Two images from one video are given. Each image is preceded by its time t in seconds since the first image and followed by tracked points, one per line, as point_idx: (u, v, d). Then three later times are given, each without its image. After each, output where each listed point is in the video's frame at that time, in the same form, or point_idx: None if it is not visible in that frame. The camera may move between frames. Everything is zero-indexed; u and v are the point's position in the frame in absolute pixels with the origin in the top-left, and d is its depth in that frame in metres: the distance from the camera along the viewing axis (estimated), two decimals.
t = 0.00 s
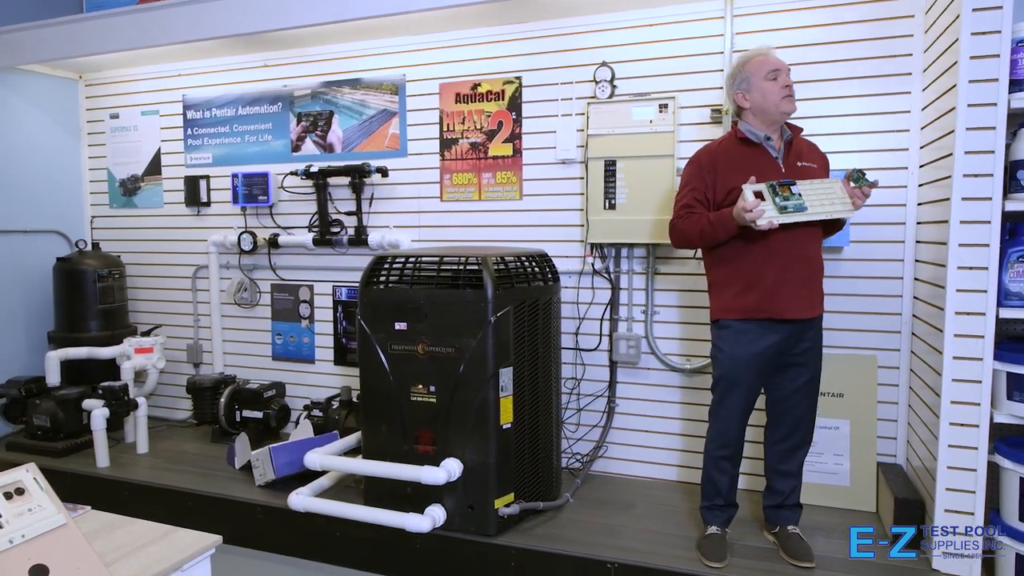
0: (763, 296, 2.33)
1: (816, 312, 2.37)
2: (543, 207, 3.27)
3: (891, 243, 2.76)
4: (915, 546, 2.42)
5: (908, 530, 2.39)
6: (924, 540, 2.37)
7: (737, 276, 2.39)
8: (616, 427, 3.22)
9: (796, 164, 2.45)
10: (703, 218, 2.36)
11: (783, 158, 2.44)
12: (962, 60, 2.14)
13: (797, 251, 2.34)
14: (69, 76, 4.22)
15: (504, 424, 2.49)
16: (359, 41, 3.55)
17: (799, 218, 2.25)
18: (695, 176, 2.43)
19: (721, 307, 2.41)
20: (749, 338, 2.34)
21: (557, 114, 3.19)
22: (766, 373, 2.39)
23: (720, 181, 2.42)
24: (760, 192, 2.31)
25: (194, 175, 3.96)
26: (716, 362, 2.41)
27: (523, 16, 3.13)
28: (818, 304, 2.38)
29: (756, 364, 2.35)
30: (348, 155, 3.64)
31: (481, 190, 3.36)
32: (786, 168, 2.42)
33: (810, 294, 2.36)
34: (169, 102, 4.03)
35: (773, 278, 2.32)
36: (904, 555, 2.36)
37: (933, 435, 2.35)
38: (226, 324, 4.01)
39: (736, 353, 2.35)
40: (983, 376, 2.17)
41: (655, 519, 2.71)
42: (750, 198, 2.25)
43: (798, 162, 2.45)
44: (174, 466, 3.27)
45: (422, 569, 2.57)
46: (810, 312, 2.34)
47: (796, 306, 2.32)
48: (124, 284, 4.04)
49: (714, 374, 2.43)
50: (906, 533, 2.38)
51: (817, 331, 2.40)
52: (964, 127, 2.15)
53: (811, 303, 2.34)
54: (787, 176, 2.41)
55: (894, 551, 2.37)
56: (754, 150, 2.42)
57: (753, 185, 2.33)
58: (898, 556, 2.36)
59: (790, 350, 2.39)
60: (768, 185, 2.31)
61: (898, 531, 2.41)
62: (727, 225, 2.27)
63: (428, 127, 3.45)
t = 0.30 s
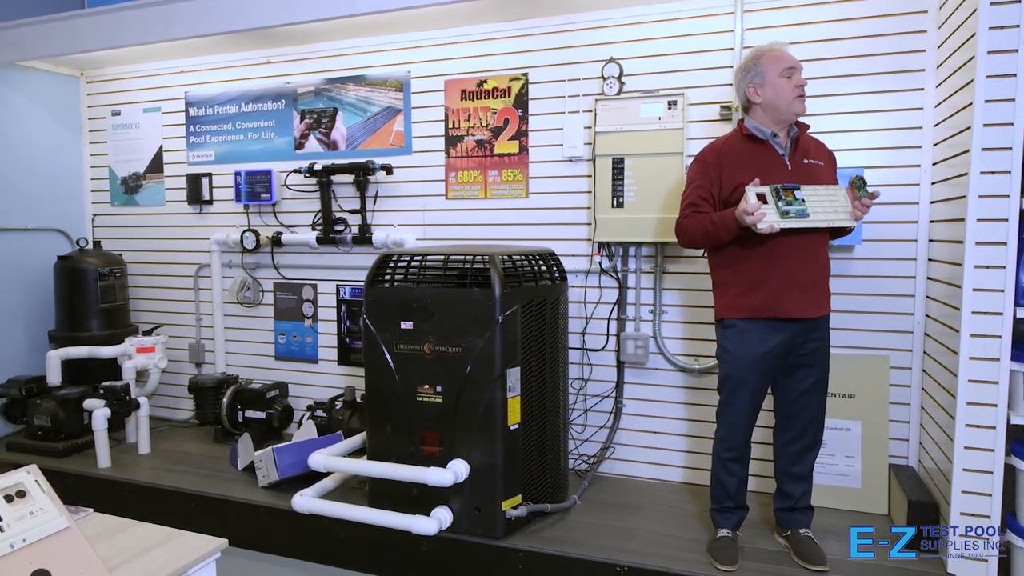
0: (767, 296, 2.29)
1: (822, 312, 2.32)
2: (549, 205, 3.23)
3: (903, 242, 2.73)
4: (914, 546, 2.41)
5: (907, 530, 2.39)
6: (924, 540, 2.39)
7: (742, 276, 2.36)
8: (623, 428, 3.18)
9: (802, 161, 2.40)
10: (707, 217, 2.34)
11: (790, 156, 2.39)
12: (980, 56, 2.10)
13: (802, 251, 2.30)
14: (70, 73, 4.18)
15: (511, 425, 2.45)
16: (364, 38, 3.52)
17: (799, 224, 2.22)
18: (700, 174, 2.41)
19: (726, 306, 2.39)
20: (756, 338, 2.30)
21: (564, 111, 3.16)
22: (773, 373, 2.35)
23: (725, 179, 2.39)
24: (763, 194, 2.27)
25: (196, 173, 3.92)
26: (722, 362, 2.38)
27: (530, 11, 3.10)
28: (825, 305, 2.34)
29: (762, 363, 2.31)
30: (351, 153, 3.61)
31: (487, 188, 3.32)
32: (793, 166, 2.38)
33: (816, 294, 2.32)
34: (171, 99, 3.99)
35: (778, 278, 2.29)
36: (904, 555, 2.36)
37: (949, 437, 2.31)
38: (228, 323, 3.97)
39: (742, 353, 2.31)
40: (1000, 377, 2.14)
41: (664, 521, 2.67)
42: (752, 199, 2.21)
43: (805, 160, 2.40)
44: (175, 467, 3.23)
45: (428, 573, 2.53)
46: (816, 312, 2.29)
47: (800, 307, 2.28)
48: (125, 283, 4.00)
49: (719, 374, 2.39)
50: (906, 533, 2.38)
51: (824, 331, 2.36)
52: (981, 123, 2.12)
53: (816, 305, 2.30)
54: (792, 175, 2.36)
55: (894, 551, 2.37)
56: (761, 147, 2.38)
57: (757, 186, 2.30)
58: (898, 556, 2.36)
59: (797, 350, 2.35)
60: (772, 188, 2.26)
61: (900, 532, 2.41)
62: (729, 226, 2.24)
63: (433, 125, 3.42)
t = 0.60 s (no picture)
0: (772, 294, 2.27)
1: (828, 310, 2.30)
2: (554, 204, 3.21)
3: (912, 241, 2.71)
4: (915, 547, 2.41)
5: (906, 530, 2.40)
6: (924, 540, 2.39)
7: (746, 275, 2.34)
8: (629, 429, 3.16)
9: (806, 158, 2.37)
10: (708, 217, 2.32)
11: (793, 153, 2.37)
12: (992, 53, 2.08)
13: (807, 248, 2.28)
14: (71, 72, 4.16)
15: (518, 425, 2.43)
16: (368, 36, 3.50)
17: (801, 220, 2.19)
18: (703, 173, 2.39)
19: (730, 305, 2.36)
20: (762, 337, 2.29)
21: (570, 110, 3.14)
22: (780, 373, 2.33)
23: (728, 177, 2.38)
24: (764, 192, 2.25)
25: (198, 173, 3.90)
26: (728, 361, 2.36)
27: (536, 9, 3.08)
28: (831, 302, 2.31)
29: (769, 363, 2.29)
30: (355, 152, 3.59)
31: (492, 187, 3.30)
32: (796, 163, 2.35)
33: (823, 292, 2.30)
34: (174, 98, 3.97)
35: (783, 275, 2.27)
36: (904, 555, 2.36)
37: (960, 437, 2.29)
38: (231, 323, 3.95)
39: (749, 352, 2.29)
40: (1013, 378, 2.12)
41: (671, 522, 2.65)
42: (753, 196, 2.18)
43: (809, 157, 2.38)
44: (178, 468, 3.20)
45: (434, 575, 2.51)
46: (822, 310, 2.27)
47: (806, 305, 2.25)
48: (127, 283, 3.98)
49: (726, 374, 2.37)
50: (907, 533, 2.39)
51: (831, 331, 2.34)
52: (994, 121, 2.10)
53: (821, 301, 2.28)
54: (795, 172, 2.34)
55: (894, 551, 2.38)
56: (763, 145, 2.36)
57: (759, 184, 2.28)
58: (898, 556, 2.37)
59: (804, 349, 2.32)
60: (773, 186, 2.25)
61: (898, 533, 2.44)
62: (731, 225, 2.22)
63: (437, 124, 3.40)
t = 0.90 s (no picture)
0: (774, 293, 2.26)
1: (832, 307, 2.28)
2: (557, 203, 3.20)
3: (918, 240, 2.70)
4: (914, 546, 2.40)
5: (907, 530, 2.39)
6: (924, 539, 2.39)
7: (748, 274, 2.33)
8: (632, 429, 3.15)
9: (806, 157, 2.36)
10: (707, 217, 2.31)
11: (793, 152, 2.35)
12: (999, 50, 2.07)
13: (809, 246, 2.27)
14: (71, 70, 4.14)
15: (522, 425, 2.42)
16: (370, 34, 3.48)
17: (801, 221, 2.17)
18: (702, 173, 2.38)
19: (733, 305, 2.35)
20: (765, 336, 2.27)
21: (573, 108, 3.13)
22: (783, 372, 2.32)
23: (729, 177, 2.37)
24: (763, 193, 2.24)
25: (199, 172, 3.88)
26: (731, 360, 2.34)
27: (539, 7, 3.07)
28: (834, 300, 2.29)
29: (772, 362, 2.28)
30: (357, 151, 3.57)
31: (494, 186, 3.29)
32: (797, 162, 2.34)
33: (827, 290, 2.28)
34: (174, 97, 3.95)
35: (784, 274, 2.26)
36: (904, 555, 2.34)
37: (966, 436, 2.28)
38: (232, 323, 3.93)
39: (753, 351, 2.28)
40: (1020, 377, 2.11)
41: (676, 522, 2.64)
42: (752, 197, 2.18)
43: (810, 155, 2.36)
44: (179, 468, 3.18)
45: None
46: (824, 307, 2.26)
47: (809, 302, 2.24)
48: (127, 283, 3.96)
49: (729, 373, 2.36)
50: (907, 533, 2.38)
51: (834, 330, 2.33)
52: (1001, 119, 2.09)
53: (825, 298, 2.26)
54: (796, 171, 2.33)
55: (894, 551, 2.36)
56: (763, 144, 2.35)
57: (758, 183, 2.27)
58: (898, 556, 2.35)
59: (807, 348, 2.31)
60: (772, 186, 2.24)
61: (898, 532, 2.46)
62: (730, 224, 2.21)
63: (440, 122, 3.38)
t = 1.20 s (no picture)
0: (775, 296, 2.25)
1: (832, 309, 2.28)
2: (558, 205, 3.19)
3: (920, 241, 2.69)
4: (915, 546, 2.41)
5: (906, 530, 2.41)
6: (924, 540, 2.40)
7: (748, 277, 2.32)
8: (633, 431, 3.14)
9: (806, 159, 2.36)
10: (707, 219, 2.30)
11: (793, 154, 2.35)
12: (1002, 52, 2.07)
13: (810, 248, 2.26)
14: (69, 71, 4.12)
15: (524, 428, 2.41)
16: (370, 35, 3.47)
17: (800, 222, 2.16)
18: (702, 175, 2.38)
19: (733, 308, 2.35)
20: (767, 338, 2.27)
21: (574, 110, 3.12)
22: (784, 375, 2.31)
23: (728, 178, 2.36)
24: (763, 194, 2.24)
25: (198, 174, 3.86)
26: (733, 363, 2.34)
27: (540, 9, 3.06)
28: (834, 302, 2.29)
29: (774, 365, 2.27)
30: (357, 152, 3.56)
31: (495, 188, 3.28)
32: (797, 164, 2.34)
33: (828, 293, 2.27)
34: (173, 98, 3.94)
35: (786, 276, 2.25)
36: (904, 555, 2.34)
37: (969, 438, 2.28)
38: (231, 325, 3.92)
39: (754, 354, 2.27)
40: None
41: (678, 526, 2.63)
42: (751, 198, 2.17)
43: (810, 157, 2.36)
44: (178, 472, 3.17)
45: None
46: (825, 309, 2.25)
47: (809, 304, 2.23)
48: (126, 285, 3.94)
49: (730, 376, 2.35)
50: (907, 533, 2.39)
51: (836, 332, 2.32)
52: (1004, 120, 2.08)
53: (825, 300, 2.26)
54: (796, 173, 2.32)
55: (894, 551, 2.36)
56: (763, 146, 2.34)
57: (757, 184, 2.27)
58: (898, 555, 2.35)
59: (808, 351, 2.30)
60: (772, 187, 2.23)
61: (899, 531, 2.49)
62: (731, 226, 2.20)
63: (440, 124, 3.37)
